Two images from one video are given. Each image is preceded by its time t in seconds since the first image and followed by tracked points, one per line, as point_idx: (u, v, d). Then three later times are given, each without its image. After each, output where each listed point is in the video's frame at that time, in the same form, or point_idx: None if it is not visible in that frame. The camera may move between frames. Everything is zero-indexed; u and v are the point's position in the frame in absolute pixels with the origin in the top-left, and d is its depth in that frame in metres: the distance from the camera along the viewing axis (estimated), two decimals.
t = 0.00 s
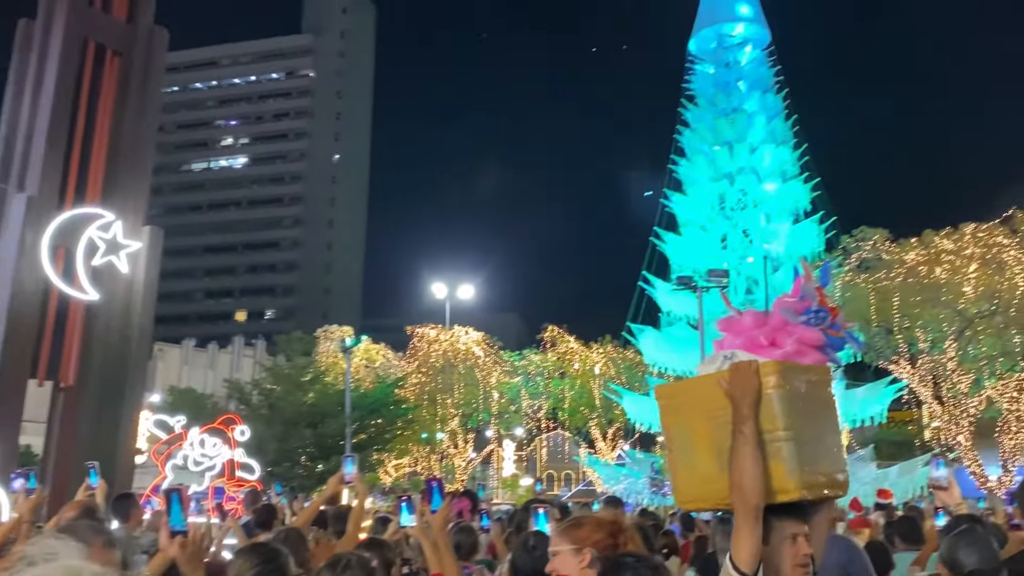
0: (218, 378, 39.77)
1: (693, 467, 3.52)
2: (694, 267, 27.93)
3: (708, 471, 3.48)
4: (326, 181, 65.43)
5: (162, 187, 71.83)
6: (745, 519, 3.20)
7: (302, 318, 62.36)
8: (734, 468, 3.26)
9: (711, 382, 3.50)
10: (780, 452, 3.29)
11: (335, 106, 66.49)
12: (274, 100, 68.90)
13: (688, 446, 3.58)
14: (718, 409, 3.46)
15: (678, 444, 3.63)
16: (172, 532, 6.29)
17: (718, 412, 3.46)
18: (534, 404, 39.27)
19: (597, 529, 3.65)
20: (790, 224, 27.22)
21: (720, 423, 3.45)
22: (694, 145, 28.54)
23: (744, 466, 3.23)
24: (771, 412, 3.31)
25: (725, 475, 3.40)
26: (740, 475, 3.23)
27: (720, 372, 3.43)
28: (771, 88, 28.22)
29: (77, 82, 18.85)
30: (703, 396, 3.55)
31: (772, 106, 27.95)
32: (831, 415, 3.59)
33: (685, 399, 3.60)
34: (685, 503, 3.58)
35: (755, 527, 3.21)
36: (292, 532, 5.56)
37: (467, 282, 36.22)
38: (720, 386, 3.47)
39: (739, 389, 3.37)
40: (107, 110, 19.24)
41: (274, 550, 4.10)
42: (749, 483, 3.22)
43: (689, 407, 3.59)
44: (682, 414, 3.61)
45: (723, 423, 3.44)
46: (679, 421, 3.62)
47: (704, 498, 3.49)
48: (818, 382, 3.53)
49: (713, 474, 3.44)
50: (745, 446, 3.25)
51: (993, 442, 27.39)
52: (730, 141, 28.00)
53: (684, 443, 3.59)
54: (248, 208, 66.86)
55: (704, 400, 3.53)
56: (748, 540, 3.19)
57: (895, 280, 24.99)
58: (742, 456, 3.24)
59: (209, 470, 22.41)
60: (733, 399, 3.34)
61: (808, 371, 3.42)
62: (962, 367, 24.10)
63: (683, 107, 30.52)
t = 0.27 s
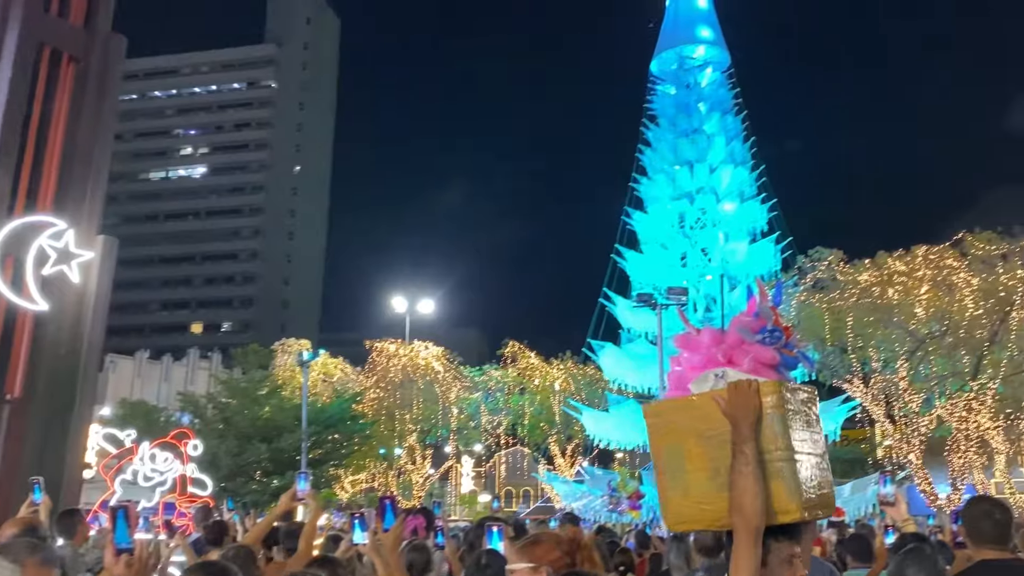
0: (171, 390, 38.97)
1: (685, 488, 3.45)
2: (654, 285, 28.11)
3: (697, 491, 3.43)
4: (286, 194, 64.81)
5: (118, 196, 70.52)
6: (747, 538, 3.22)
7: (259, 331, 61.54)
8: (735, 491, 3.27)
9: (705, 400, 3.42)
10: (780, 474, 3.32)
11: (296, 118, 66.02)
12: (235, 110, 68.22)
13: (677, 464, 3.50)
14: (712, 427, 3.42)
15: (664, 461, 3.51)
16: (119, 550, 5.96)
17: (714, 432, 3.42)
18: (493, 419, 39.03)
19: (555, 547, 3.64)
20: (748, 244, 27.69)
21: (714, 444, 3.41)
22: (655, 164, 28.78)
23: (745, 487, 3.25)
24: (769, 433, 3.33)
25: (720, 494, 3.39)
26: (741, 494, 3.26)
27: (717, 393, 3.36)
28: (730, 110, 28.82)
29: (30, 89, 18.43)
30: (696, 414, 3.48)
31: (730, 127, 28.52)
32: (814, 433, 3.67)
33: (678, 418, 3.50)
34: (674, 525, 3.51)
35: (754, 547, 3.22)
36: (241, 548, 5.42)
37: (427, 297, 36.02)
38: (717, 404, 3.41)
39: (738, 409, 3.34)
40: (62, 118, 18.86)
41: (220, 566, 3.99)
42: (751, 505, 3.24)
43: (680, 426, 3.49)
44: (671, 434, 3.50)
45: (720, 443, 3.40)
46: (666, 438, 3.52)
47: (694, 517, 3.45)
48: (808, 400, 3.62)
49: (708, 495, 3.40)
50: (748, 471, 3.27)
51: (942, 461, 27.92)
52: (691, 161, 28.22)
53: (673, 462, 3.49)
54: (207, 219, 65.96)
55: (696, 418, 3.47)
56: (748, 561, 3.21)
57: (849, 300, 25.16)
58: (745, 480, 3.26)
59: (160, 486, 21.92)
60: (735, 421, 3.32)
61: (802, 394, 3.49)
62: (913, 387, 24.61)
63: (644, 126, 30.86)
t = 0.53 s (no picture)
0: (127, 404, 38.24)
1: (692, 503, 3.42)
2: (618, 303, 28.26)
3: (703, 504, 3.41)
4: (248, 206, 64.17)
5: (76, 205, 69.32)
6: (760, 552, 3.07)
7: (219, 345, 60.65)
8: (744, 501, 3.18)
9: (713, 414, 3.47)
10: (791, 489, 3.26)
11: (261, 130, 65.50)
12: (198, 121, 67.56)
13: (682, 478, 3.49)
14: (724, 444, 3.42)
15: (668, 474, 3.53)
16: (65, 570, 5.85)
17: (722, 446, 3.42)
18: (454, 435, 38.93)
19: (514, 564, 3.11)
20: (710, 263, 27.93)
21: (727, 458, 3.41)
22: (619, 183, 28.98)
23: (758, 499, 3.16)
24: (781, 449, 3.29)
25: (727, 510, 3.37)
26: (754, 506, 3.15)
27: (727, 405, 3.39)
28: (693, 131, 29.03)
29: None
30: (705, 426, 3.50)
31: (694, 147, 28.72)
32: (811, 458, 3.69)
33: (685, 429, 3.52)
34: (678, 540, 3.45)
35: (768, 554, 3.06)
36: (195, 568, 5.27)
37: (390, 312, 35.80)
38: (725, 418, 3.45)
39: (748, 424, 3.29)
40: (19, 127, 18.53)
41: None
42: (760, 518, 3.13)
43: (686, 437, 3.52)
44: (678, 447, 3.52)
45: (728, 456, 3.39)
46: (672, 451, 3.54)
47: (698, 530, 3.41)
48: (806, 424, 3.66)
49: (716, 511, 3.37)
50: (758, 482, 3.18)
51: (898, 479, 28.26)
52: (654, 180, 28.53)
53: (677, 475, 3.50)
54: (167, 230, 65.04)
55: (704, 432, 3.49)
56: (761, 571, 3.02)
57: (807, 320, 25.51)
58: (754, 491, 3.17)
59: (112, 502, 21.43)
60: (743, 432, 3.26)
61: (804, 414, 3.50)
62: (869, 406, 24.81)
63: (609, 145, 31.11)
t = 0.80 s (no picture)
0: (85, 418, 37.42)
1: (707, 522, 3.26)
2: (586, 320, 28.31)
3: (718, 521, 3.26)
4: (214, 218, 63.51)
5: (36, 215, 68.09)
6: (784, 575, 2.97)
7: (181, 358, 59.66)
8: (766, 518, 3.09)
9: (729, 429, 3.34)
10: (814, 507, 3.17)
11: (228, 142, 64.93)
12: (165, 131, 66.78)
13: (694, 496, 3.33)
14: (739, 462, 3.29)
15: (680, 489, 3.37)
16: None
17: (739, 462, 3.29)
18: (420, 452, 38.73)
19: None
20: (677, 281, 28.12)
21: (742, 477, 3.28)
22: (588, 200, 29.07)
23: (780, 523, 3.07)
24: (801, 465, 3.20)
25: (743, 527, 3.23)
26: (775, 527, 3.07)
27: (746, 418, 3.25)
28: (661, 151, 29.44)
29: None
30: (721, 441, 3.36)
31: (662, 165, 29.10)
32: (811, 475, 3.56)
33: (697, 442, 3.38)
34: (687, 559, 3.28)
35: None
36: None
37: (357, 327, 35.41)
38: (743, 433, 3.30)
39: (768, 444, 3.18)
40: None
41: None
42: (781, 537, 3.07)
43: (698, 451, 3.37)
44: (692, 463, 3.35)
45: (746, 473, 3.26)
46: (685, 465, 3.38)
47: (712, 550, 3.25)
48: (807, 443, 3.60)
49: (727, 530, 3.24)
50: (781, 500, 3.10)
51: (860, 497, 28.45)
52: (623, 198, 28.67)
53: (690, 491, 3.34)
54: (130, 242, 64.14)
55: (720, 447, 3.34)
56: None
57: (772, 337, 25.80)
58: (778, 510, 3.09)
59: (67, 519, 20.89)
60: (768, 447, 3.15)
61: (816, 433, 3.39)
62: (833, 425, 25.03)
63: (578, 162, 31.23)
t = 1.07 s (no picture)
0: (49, 432, 36.66)
1: (738, 540, 3.38)
2: (559, 336, 28.39)
3: (747, 542, 3.39)
4: (185, 230, 62.88)
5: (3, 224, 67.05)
6: None
7: (149, 371, 58.82)
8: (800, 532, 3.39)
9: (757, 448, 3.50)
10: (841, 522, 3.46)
11: (200, 153, 64.40)
12: (136, 142, 66.12)
13: (723, 514, 3.44)
14: (768, 480, 3.44)
15: (710, 509, 3.46)
16: None
17: (768, 483, 3.43)
18: (391, 468, 38.56)
19: None
20: (650, 298, 28.18)
21: (771, 494, 3.43)
22: (562, 216, 29.21)
23: (814, 534, 3.38)
24: (828, 484, 3.52)
25: (774, 548, 3.37)
26: (811, 541, 3.36)
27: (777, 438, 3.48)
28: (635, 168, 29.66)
29: None
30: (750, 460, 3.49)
31: (635, 184, 29.31)
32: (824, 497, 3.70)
33: (728, 460, 3.50)
34: None
35: None
36: None
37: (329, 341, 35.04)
38: (775, 451, 3.47)
39: (799, 464, 3.48)
40: None
41: None
42: (819, 552, 3.35)
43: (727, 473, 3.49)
44: (719, 481, 3.48)
45: (775, 495, 3.42)
46: (715, 486, 3.48)
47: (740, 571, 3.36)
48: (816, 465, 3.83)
49: (759, 548, 3.37)
50: (816, 515, 3.41)
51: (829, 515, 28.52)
52: (597, 215, 28.76)
53: (720, 512, 3.45)
54: (99, 252, 63.32)
55: (749, 467, 3.47)
56: None
57: (743, 355, 25.95)
58: (815, 526, 3.39)
59: (28, 535, 20.43)
60: (798, 469, 3.46)
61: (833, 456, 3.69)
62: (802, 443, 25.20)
63: (553, 179, 31.28)
